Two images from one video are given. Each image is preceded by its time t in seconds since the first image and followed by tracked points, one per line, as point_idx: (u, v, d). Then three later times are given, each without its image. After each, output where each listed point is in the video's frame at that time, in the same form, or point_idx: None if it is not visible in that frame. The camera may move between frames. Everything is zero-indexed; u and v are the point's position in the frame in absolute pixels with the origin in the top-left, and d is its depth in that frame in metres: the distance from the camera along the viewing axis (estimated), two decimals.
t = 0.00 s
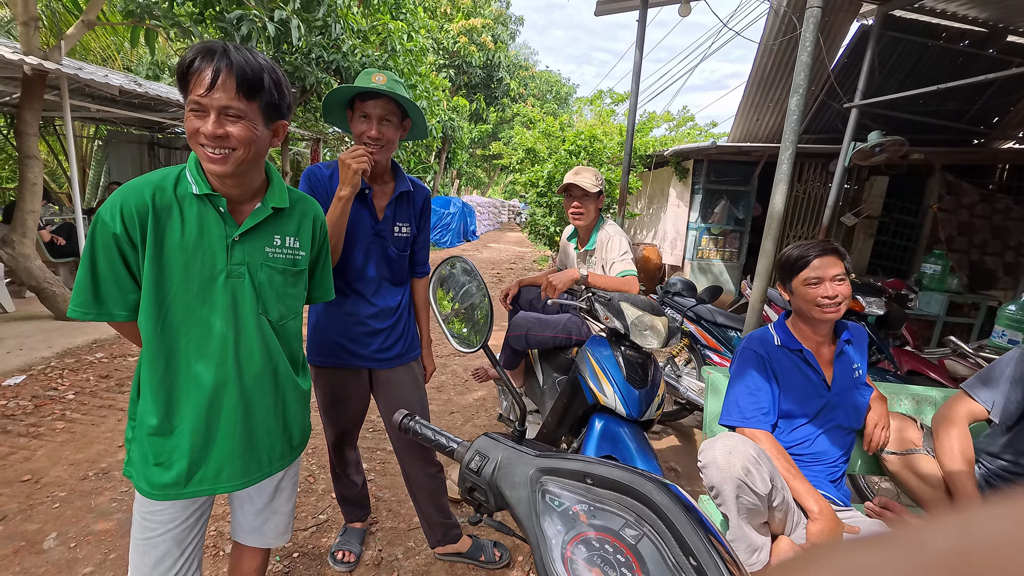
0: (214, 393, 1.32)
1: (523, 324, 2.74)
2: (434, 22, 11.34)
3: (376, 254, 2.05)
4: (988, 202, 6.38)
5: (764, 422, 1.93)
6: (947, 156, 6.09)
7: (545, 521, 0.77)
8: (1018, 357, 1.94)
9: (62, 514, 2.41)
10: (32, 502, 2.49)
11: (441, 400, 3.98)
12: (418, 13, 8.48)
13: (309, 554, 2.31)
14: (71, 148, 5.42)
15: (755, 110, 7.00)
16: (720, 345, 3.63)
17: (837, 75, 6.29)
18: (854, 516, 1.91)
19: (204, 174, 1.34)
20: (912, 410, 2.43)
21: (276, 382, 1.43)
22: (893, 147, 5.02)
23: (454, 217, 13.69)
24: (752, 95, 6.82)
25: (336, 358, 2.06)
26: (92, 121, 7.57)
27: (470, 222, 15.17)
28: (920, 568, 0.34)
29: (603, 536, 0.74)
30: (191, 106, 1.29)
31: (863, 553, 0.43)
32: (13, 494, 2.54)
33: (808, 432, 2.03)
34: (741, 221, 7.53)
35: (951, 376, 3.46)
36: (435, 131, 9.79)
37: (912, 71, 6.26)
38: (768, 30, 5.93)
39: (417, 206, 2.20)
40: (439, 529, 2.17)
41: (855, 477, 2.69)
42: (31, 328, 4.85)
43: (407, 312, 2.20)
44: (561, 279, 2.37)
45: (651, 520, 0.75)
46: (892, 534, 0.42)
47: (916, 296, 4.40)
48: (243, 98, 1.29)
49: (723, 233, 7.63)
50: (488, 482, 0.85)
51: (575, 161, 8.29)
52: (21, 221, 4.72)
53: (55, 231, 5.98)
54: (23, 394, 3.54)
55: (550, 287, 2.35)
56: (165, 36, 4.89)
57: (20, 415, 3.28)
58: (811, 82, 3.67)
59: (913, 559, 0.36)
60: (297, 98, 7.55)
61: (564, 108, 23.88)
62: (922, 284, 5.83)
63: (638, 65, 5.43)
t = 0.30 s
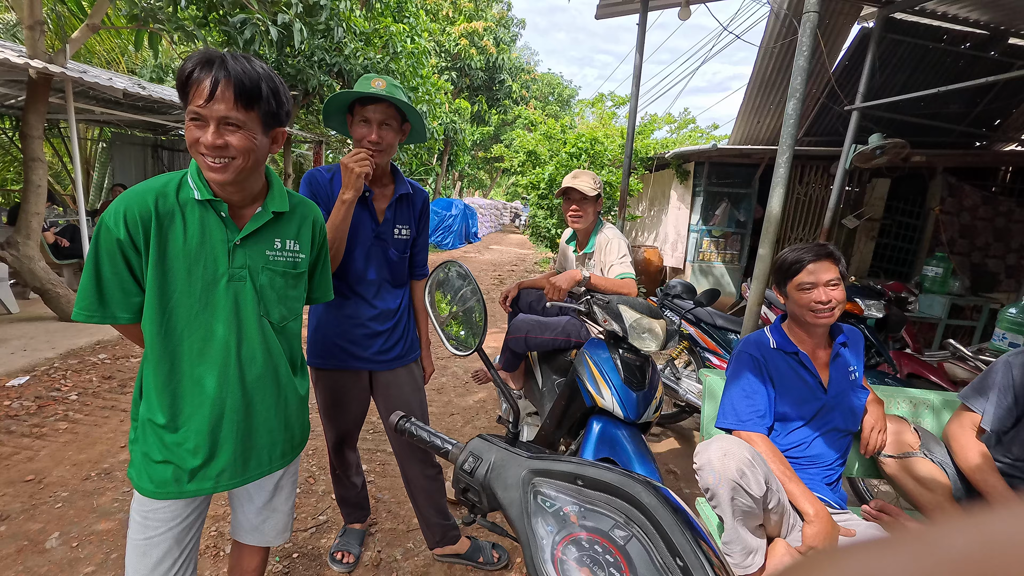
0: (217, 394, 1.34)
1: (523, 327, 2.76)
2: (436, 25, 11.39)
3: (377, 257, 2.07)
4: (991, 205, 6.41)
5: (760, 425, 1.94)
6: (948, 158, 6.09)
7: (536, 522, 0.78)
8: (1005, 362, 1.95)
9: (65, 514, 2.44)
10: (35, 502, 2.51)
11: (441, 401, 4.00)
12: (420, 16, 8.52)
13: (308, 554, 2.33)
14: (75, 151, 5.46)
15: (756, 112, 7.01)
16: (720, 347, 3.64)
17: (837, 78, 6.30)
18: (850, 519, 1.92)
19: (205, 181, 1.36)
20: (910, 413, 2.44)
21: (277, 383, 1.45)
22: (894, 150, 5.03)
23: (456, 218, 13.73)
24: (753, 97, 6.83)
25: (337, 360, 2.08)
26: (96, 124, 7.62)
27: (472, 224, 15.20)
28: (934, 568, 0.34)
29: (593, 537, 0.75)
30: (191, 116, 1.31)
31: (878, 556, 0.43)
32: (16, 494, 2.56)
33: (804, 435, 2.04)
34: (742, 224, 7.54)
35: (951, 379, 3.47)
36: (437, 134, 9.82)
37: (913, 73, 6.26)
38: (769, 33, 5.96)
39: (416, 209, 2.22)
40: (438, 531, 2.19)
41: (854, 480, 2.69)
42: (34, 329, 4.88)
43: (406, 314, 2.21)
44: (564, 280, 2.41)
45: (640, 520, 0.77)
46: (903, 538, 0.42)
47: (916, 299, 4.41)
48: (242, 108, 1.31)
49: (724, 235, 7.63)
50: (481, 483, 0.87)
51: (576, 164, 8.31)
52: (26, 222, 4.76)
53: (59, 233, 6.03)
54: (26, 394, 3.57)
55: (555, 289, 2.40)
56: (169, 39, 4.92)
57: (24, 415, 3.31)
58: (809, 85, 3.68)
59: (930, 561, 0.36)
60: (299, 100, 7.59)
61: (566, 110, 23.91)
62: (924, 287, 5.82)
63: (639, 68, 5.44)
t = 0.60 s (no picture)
0: (210, 393, 1.34)
1: (521, 327, 2.76)
2: (436, 27, 11.41)
3: (375, 258, 2.08)
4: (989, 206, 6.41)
5: (756, 425, 1.95)
6: (947, 160, 6.11)
7: (526, 519, 0.79)
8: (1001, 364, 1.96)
9: (63, 515, 2.44)
10: (33, 502, 2.51)
11: (440, 402, 4.00)
12: (420, 18, 8.55)
13: (305, 555, 2.33)
14: (76, 153, 5.48)
15: (754, 114, 7.02)
16: (718, 348, 3.64)
17: (836, 79, 6.31)
18: (846, 519, 1.93)
19: (204, 180, 1.37)
20: (906, 414, 2.45)
21: (270, 382, 1.45)
22: (893, 151, 5.04)
23: (456, 220, 13.75)
24: (752, 99, 6.85)
25: (336, 360, 2.08)
26: (96, 125, 7.63)
27: (471, 225, 15.21)
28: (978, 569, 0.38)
29: (585, 535, 0.76)
30: (192, 115, 1.31)
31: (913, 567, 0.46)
32: (14, 494, 2.56)
33: (800, 435, 2.04)
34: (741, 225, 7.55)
35: (949, 380, 3.46)
36: (437, 135, 9.84)
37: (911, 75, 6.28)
38: (767, 35, 6.01)
39: (414, 211, 2.23)
40: (435, 531, 2.19)
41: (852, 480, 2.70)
42: (34, 330, 4.89)
43: (404, 315, 2.22)
44: (560, 281, 2.42)
45: (631, 519, 0.77)
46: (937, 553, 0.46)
47: (914, 300, 4.41)
48: (243, 108, 1.32)
49: (723, 237, 7.64)
50: (473, 482, 0.87)
51: (575, 165, 8.33)
52: (26, 223, 4.76)
53: (59, 234, 6.04)
54: (26, 395, 3.57)
55: (551, 290, 2.41)
56: (170, 42, 4.94)
57: (23, 416, 3.31)
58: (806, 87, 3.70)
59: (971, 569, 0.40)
60: (299, 102, 7.61)
61: (566, 112, 23.93)
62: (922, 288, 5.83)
63: (637, 70, 5.45)
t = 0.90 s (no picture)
0: (196, 392, 1.33)
1: (515, 327, 2.76)
2: (432, 28, 11.39)
3: (370, 257, 2.07)
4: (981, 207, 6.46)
5: (750, 424, 1.95)
6: (939, 161, 6.15)
7: (513, 516, 0.79)
8: (995, 363, 1.97)
9: (52, 516, 2.42)
10: (22, 504, 2.49)
11: (434, 403, 3.99)
12: (416, 19, 8.54)
13: (297, 556, 2.31)
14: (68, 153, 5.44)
15: (749, 115, 7.04)
16: (712, 348, 3.64)
17: (829, 81, 6.35)
18: (838, 518, 1.95)
19: (192, 176, 1.35)
20: (898, 413, 2.46)
21: (258, 381, 1.44)
22: (886, 152, 5.07)
23: (451, 221, 13.73)
24: (746, 100, 6.89)
25: (330, 361, 2.06)
26: (89, 125, 7.59)
27: (467, 226, 15.21)
28: None
29: (572, 531, 0.76)
30: (180, 111, 1.30)
31: None
32: (3, 495, 2.54)
33: (794, 434, 2.04)
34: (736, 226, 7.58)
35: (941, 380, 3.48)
36: (432, 136, 9.82)
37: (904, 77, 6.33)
38: (762, 36, 6.10)
39: (408, 212, 2.22)
40: (428, 531, 2.18)
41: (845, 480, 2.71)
42: (24, 331, 4.84)
43: (398, 315, 2.21)
44: (553, 281, 2.41)
45: (619, 515, 0.77)
46: None
47: (907, 300, 4.43)
48: (233, 104, 1.31)
49: (718, 237, 7.66)
50: (460, 478, 0.87)
51: (570, 166, 8.34)
52: (16, 223, 4.72)
53: (51, 235, 5.99)
54: (15, 396, 3.54)
55: (544, 290, 2.40)
56: (163, 41, 4.92)
57: (12, 417, 3.28)
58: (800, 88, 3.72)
59: None
60: (293, 102, 7.59)
61: (562, 113, 23.95)
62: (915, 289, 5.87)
63: (632, 70, 5.46)
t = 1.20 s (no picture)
0: (181, 396, 1.30)
1: (505, 329, 2.75)
2: (422, 28, 11.34)
3: (360, 259, 2.05)
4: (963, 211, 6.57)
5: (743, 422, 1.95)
6: (923, 165, 6.24)
7: (505, 521, 0.77)
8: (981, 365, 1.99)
9: (30, 523, 2.36)
10: None
11: (424, 405, 3.96)
12: (406, 19, 8.51)
13: (284, 562, 2.28)
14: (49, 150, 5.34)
15: (737, 118, 7.10)
16: (701, 349, 3.66)
17: (816, 86, 6.43)
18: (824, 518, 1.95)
19: (176, 176, 1.33)
20: (884, 413, 2.48)
21: (245, 384, 1.42)
22: (871, 156, 5.13)
23: (442, 222, 13.69)
24: (734, 103, 6.95)
25: (319, 364, 2.04)
26: (71, 122, 7.45)
27: (457, 228, 15.18)
28: None
29: (565, 537, 0.75)
30: (164, 108, 1.27)
31: None
32: None
33: (783, 434, 2.05)
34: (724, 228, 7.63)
35: (925, 380, 3.53)
36: (423, 137, 9.78)
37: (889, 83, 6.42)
38: (749, 41, 6.19)
39: (399, 213, 2.21)
40: (418, 535, 2.16)
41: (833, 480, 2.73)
42: (3, 333, 4.73)
43: (388, 317, 2.19)
44: (544, 283, 2.40)
45: (611, 520, 0.76)
46: None
47: (892, 301, 4.49)
48: (219, 101, 1.28)
49: (707, 240, 7.72)
50: (451, 484, 0.85)
51: (560, 167, 8.35)
52: None
53: (31, 234, 5.87)
54: None
55: (534, 292, 2.39)
56: (149, 39, 4.84)
57: None
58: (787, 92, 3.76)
59: None
60: (281, 101, 7.51)
61: (552, 115, 23.99)
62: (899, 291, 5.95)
63: (623, 73, 5.47)
